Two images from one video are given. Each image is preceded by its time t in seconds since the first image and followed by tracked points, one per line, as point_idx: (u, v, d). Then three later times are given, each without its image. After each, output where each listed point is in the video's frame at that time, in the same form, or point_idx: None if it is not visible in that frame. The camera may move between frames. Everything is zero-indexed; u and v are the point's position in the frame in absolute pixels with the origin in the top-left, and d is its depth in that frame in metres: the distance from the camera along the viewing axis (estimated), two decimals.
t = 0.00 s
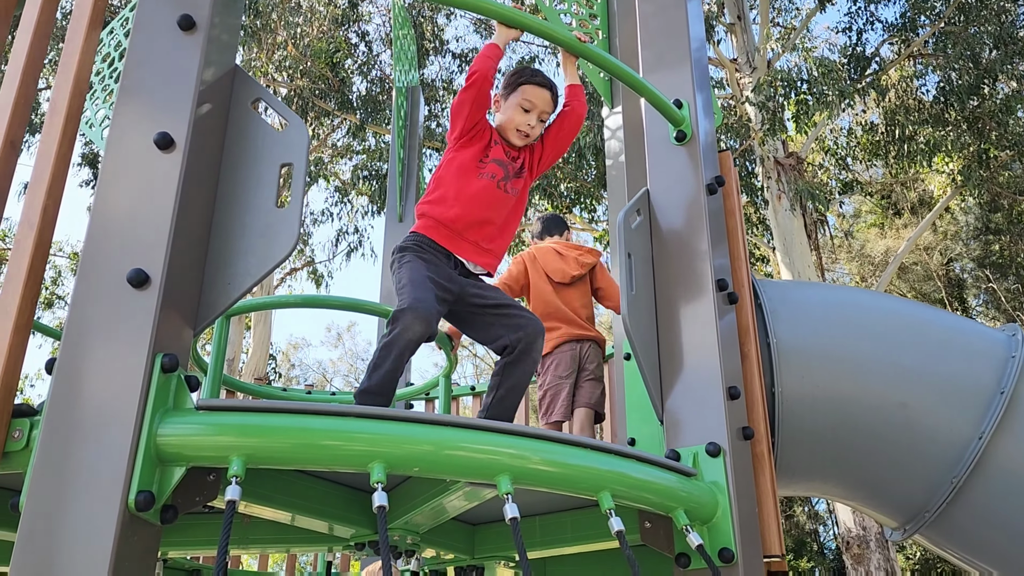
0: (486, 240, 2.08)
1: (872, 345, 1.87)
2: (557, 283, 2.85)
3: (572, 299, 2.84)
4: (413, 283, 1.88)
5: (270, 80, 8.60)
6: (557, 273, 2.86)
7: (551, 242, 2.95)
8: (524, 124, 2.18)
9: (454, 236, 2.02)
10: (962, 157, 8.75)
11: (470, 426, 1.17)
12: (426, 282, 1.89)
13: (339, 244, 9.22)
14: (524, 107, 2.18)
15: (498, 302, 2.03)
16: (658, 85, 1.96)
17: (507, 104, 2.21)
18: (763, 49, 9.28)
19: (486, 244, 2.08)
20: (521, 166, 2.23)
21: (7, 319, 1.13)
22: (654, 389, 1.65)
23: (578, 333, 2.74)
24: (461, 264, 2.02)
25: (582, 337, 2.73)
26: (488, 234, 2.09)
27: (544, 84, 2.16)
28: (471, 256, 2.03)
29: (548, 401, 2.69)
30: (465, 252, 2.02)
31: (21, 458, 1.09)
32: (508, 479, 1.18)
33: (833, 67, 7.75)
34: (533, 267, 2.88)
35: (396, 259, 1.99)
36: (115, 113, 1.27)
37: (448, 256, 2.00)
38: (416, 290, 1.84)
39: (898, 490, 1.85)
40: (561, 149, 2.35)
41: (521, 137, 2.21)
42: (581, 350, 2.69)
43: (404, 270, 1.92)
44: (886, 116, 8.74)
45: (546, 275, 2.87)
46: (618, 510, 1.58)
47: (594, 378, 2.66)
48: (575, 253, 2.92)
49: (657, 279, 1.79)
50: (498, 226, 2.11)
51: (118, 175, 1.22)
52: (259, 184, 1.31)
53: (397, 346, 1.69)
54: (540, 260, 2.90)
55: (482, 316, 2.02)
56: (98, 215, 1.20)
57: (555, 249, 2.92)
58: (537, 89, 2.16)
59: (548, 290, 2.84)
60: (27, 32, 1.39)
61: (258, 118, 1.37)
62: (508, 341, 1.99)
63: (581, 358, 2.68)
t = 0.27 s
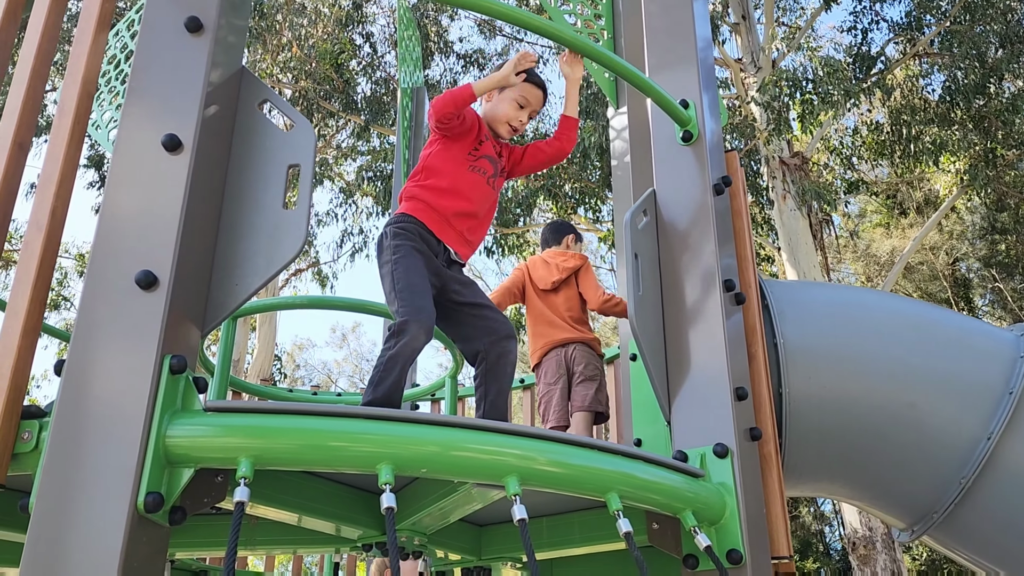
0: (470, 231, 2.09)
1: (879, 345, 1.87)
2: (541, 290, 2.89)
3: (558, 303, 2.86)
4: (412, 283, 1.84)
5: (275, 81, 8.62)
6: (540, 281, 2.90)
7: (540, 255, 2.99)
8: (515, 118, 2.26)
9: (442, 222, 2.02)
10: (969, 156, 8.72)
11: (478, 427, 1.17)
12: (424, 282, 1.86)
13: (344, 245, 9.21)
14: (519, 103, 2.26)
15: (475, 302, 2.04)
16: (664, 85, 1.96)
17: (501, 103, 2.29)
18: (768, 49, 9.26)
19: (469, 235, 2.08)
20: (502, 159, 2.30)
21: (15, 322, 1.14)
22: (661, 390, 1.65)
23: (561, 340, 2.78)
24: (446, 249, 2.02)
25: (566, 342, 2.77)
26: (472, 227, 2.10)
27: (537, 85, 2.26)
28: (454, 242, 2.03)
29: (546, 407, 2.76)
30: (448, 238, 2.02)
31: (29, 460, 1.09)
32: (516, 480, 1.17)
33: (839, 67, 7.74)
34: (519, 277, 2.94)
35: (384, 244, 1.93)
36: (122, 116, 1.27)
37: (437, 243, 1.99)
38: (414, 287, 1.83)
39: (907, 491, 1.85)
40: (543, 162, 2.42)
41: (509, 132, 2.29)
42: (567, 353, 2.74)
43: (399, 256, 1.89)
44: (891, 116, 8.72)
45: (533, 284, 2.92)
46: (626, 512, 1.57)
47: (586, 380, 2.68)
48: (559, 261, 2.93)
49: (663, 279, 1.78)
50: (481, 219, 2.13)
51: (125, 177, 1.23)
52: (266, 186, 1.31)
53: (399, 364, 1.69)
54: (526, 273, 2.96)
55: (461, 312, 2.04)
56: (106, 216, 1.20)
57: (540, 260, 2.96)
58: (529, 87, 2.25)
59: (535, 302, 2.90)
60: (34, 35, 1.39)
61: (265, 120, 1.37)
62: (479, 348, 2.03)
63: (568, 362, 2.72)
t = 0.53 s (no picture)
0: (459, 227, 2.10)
1: (888, 346, 1.86)
2: (543, 298, 2.90)
3: (560, 307, 2.86)
4: (412, 287, 1.85)
5: (280, 84, 8.66)
6: (539, 289, 2.90)
7: (538, 264, 2.97)
8: (501, 114, 2.27)
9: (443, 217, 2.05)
10: (976, 156, 8.68)
11: (486, 430, 1.17)
12: (426, 284, 1.88)
13: (349, 248, 9.21)
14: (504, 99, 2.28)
15: (472, 305, 2.05)
16: (671, 86, 1.96)
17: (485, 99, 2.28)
18: (774, 50, 9.26)
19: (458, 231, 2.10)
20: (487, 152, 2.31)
21: (25, 327, 1.14)
22: (669, 392, 1.65)
23: (565, 343, 2.77)
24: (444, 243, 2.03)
25: (572, 345, 2.77)
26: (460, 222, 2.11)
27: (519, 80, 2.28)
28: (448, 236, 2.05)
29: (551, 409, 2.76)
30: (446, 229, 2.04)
31: (40, 464, 1.10)
32: (525, 483, 1.17)
33: (845, 68, 7.73)
34: (522, 290, 2.96)
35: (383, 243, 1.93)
36: (130, 120, 1.27)
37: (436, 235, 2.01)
38: (413, 290, 1.85)
39: (916, 493, 1.84)
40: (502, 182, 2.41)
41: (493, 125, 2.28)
42: (572, 356, 2.74)
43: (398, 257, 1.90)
44: (897, 116, 8.69)
45: (534, 293, 2.92)
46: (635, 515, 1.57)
47: (592, 384, 2.67)
48: (556, 265, 2.91)
49: (670, 281, 1.78)
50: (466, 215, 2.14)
51: (134, 181, 1.23)
52: (274, 189, 1.31)
53: (400, 369, 1.70)
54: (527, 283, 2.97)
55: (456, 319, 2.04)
56: (114, 220, 1.20)
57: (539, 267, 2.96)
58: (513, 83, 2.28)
59: (541, 310, 2.90)
60: (43, 40, 1.40)
61: (273, 124, 1.37)
62: (474, 355, 2.03)
63: (574, 365, 2.72)
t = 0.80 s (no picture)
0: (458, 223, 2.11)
1: (896, 349, 1.85)
2: (546, 306, 2.92)
3: (560, 309, 2.85)
4: (401, 286, 1.86)
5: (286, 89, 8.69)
6: (542, 299, 2.93)
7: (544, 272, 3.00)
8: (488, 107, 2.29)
9: (448, 221, 2.07)
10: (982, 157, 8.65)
11: (492, 434, 1.17)
12: (417, 285, 1.88)
13: (355, 252, 9.21)
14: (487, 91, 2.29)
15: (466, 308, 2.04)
16: (676, 90, 1.95)
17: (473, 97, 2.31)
18: (779, 53, 9.24)
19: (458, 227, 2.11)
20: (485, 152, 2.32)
21: (33, 333, 1.14)
22: (676, 396, 1.65)
23: (563, 348, 2.78)
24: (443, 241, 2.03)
25: (568, 348, 2.77)
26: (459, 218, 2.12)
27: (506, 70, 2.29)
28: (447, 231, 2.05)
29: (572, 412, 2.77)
30: (450, 233, 2.07)
31: (48, 470, 1.10)
32: (532, 487, 1.17)
33: (850, 70, 7.72)
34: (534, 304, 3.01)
35: (379, 246, 1.95)
36: (137, 126, 1.28)
37: (431, 233, 2.01)
38: (403, 293, 1.84)
39: (925, 496, 1.83)
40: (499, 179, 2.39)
41: (484, 120, 2.30)
42: (569, 360, 2.74)
43: (392, 259, 1.91)
44: (903, 118, 8.67)
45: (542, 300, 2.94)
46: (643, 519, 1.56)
47: (588, 380, 2.63)
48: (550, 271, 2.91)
49: (677, 284, 1.78)
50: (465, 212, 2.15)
51: (142, 187, 1.23)
52: (281, 194, 1.31)
53: (393, 371, 1.70)
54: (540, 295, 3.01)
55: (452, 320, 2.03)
56: (122, 225, 1.21)
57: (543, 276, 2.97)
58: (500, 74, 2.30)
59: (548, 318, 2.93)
60: (50, 46, 1.40)
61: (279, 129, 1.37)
62: (470, 361, 2.02)
63: (571, 367, 2.72)
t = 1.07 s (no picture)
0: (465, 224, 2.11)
1: (903, 353, 1.85)
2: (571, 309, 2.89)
3: (581, 313, 2.81)
4: (407, 294, 1.87)
5: (291, 95, 8.73)
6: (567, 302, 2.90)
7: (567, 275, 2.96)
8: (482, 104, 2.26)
9: (454, 227, 2.07)
10: (988, 160, 8.63)
11: (499, 441, 1.17)
12: (422, 293, 1.89)
13: (360, 258, 9.21)
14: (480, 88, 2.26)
15: (474, 310, 2.03)
16: (681, 95, 1.95)
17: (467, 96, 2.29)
18: (783, 56, 9.24)
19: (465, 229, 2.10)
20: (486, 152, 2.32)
21: (41, 342, 1.15)
22: (683, 402, 1.64)
23: (585, 351, 2.76)
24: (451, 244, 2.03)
25: (591, 351, 2.74)
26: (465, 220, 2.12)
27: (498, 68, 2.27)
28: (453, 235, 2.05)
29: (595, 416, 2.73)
30: (458, 239, 2.06)
31: (56, 478, 1.10)
32: (539, 494, 1.17)
33: (855, 73, 7.72)
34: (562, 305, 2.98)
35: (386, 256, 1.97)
36: (145, 135, 1.28)
37: (437, 238, 2.01)
38: (409, 301, 1.85)
39: (933, 502, 1.82)
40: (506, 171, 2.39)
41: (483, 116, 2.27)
42: (591, 363, 2.70)
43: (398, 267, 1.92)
44: (908, 121, 8.66)
45: (569, 307, 2.92)
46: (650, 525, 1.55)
47: (610, 382, 2.59)
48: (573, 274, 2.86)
49: (683, 290, 1.78)
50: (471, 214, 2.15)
51: (149, 195, 1.24)
52: (287, 201, 1.32)
53: (398, 378, 1.70)
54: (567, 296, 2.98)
55: (464, 324, 2.02)
56: (129, 233, 1.21)
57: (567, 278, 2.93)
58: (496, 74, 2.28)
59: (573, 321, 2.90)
60: (58, 54, 1.41)
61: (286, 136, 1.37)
62: (482, 364, 2.01)
63: (594, 370, 2.69)
